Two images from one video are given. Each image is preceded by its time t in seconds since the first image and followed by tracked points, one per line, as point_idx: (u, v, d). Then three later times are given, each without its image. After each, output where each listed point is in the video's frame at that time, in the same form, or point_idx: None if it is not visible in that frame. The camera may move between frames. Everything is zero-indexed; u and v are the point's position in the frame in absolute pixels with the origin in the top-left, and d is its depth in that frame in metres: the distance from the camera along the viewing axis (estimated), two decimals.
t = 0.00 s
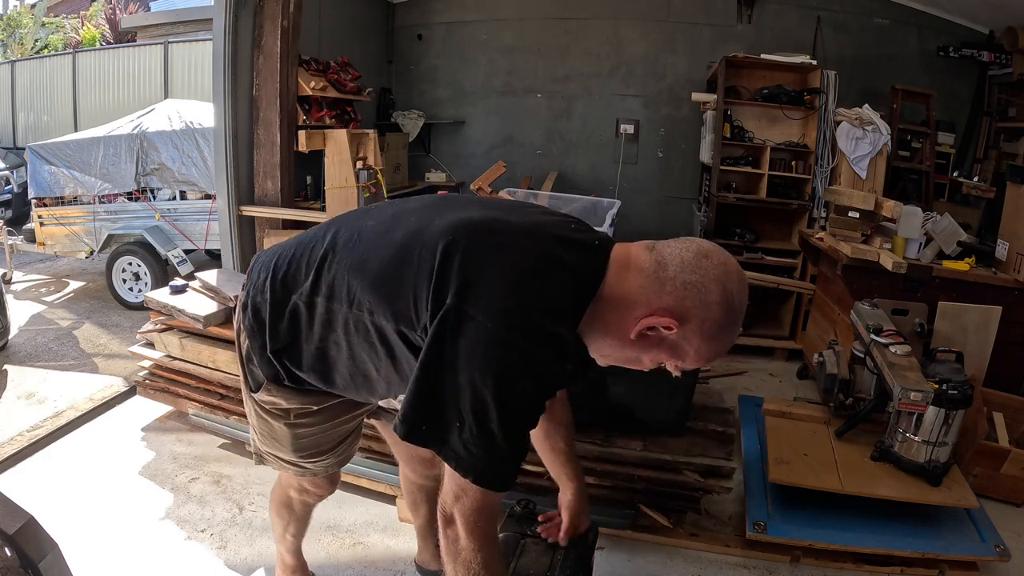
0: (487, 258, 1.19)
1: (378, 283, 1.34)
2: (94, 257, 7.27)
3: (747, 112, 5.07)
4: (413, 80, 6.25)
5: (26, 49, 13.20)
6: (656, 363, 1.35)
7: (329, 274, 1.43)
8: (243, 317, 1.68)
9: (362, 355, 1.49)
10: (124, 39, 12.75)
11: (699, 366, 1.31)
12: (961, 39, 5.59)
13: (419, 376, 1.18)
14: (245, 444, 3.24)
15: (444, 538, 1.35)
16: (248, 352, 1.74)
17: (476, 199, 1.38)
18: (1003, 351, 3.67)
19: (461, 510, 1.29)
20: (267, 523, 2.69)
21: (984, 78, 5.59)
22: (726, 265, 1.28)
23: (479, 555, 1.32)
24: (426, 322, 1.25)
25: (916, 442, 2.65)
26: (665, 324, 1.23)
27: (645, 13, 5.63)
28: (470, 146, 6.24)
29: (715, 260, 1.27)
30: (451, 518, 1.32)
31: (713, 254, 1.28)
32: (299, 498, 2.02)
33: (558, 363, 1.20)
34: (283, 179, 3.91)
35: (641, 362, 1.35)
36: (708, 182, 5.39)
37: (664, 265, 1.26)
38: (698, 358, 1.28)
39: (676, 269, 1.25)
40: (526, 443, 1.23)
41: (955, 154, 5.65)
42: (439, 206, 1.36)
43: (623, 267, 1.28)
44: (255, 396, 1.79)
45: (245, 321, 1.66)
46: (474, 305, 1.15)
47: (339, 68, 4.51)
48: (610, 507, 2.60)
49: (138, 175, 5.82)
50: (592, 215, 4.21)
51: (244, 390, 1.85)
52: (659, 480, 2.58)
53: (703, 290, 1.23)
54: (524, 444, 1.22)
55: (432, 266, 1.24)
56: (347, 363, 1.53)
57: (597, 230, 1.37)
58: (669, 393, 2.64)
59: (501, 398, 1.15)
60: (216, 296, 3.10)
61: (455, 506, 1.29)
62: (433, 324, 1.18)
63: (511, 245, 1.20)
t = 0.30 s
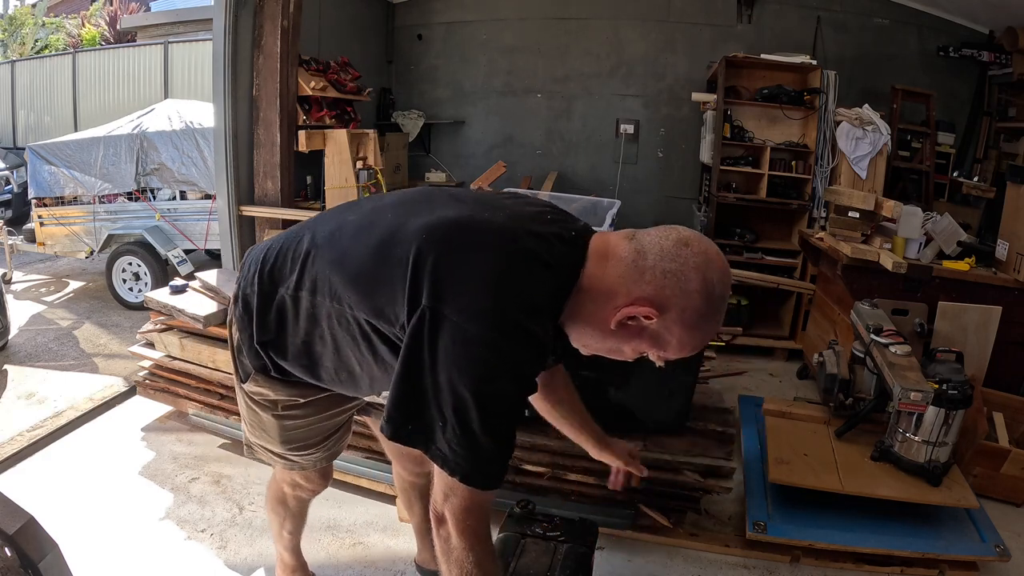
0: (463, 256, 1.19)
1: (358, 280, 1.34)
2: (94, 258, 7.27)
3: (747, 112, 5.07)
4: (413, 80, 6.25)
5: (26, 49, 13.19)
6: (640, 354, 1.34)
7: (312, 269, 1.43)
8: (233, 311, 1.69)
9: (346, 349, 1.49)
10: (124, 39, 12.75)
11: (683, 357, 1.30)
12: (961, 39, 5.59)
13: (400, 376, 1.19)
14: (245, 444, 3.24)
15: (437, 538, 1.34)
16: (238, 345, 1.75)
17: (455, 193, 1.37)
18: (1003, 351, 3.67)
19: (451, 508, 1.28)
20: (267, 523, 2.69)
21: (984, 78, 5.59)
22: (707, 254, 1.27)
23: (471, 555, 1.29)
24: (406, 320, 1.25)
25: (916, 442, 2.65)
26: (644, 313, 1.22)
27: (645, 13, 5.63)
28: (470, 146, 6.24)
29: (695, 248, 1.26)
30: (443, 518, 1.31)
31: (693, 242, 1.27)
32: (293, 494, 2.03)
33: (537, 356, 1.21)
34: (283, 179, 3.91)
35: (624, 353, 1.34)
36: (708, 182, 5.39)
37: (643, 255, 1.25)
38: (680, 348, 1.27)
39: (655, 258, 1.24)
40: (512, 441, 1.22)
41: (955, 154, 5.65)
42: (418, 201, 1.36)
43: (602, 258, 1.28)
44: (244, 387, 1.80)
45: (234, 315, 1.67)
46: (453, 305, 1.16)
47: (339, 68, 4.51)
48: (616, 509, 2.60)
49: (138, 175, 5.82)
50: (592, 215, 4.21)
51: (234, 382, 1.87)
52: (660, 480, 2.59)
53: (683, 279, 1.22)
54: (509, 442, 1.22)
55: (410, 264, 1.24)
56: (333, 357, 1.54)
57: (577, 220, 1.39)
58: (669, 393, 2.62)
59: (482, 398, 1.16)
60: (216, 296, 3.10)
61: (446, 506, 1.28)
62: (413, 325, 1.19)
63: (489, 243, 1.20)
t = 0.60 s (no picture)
0: (443, 255, 1.19)
1: (344, 280, 1.35)
2: (94, 257, 7.27)
3: (747, 112, 5.07)
4: (413, 80, 6.25)
5: (26, 49, 13.19)
6: (623, 343, 1.34)
7: (301, 269, 1.44)
8: (231, 311, 1.71)
9: (340, 347, 1.50)
10: (124, 39, 12.75)
11: (666, 347, 1.30)
12: (961, 39, 5.59)
13: (388, 377, 1.20)
14: (245, 444, 3.24)
15: (433, 538, 1.32)
16: (237, 342, 1.77)
17: (438, 191, 1.36)
18: (1003, 351, 3.67)
19: (445, 508, 1.25)
20: (268, 523, 2.69)
21: (984, 78, 5.59)
22: (690, 243, 1.27)
23: (468, 554, 1.27)
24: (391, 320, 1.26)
25: (916, 442, 2.65)
26: (626, 303, 1.22)
27: (645, 13, 5.62)
28: (470, 146, 6.24)
29: (678, 238, 1.26)
30: (438, 518, 1.29)
31: (676, 232, 1.27)
32: (300, 495, 2.02)
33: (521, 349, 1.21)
34: (283, 179, 3.90)
35: (608, 343, 1.34)
36: (708, 182, 5.39)
37: (625, 245, 1.25)
38: (664, 338, 1.27)
39: (637, 247, 1.24)
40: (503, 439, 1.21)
41: (955, 154, 5.65)
42: (401, 200, 1.36)
43: (585, 248, 1.28)
44: (245, 385, 1.81)
45: (233, 314, 1.69)
46: (435, 305, 1.16)
47: (339, 68, 4.51)
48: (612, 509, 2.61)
49: (138, 175, 5.82)
50: (591, 215, 4.21)
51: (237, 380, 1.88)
52: (660, 480, 2.59)
53: (665, 269, 1.22)
54: (499, 439, 1.21)
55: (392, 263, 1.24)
56: (328, 354, 1.55)
57: (560, 210, 1.39)
58: (669, 394, 2.59)
59: (468, 397, 1.16)
60: (216, 296, 3.10)
61: (439, 505, 1.26)
62: (397, 325, 1.20)
63: (468, 241, 1.20)
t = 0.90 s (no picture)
0: (429, 253, 1.19)
1: (330, 277, 1.34)
2: (94, 257, 7.27)
3: (747, 112, 5.07)
4: (413, 80, 6.26)
5: (26, 49, 13.19)
6: (601, 346, 1.35)
7: (287, 266, 1.44)
8: (219, 309, 1.71)
9: (326, 345, 1.49)
10: (124, 39, 12.75)
11: (644, 350, 1.31)
12: (961, 39, 5.59)
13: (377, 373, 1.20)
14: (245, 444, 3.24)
15: (427, 537, 1.31)
16: (225, 340, 1.77)
17: (424, 190, 1.36)
18: (1003, 351, 3.67)
19: (437, 507, 1.25)
20: (268, 523, 2.69)
21: (984, 78, 5.59)
22: (669, 248, 1.27)
23: (462, 552, 1.27)
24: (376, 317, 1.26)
25: (916, 442, 2.65)
26: (605, 306, 1.23)
27: (645, 13, 5.62)
28: (470, 146, 6.24)
29: (657, 243, 1.26)
30: (431, 517, 1.29)
31: (655, 237, 1.27)
32: (297, 496, 2.03)
33: (507, 346, 1.20)
34: (283, 179, 3.90)
35: (586, 345, 1.35)
36: (708, 182, 5.39)
37: (604, 249, 1.26)
38: (641, 341, 1.28)
39: (617, 251, 1.24)
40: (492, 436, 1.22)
41: (955, 154, 5.65)
42: (388, 199, 1.36)
43: (564, 251, 1.28)
44: (232, 382, 1.81)
45: (221, 313, 1.69)
46: (422, 303, 1.16)
47: (339, 68, 4.51)
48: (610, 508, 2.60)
49: (138, 175, 5.82)
50: (591, 215, 4.22)
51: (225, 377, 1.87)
52: (660, 480, 2.58)
53: (643, 273, 1.23)
54: (488, 435, 1.21)
55: (379, 261, 1.24)
56: (315, 352, 1.54)
57: (542, 213, 1.40)
58: (669, 394, 2.60)
59: (456, 393, 1.16)
60: (216, 296, 3.10)
61: (432, 505, 1.26)
62: (384, 322, 1.20)
63: (453, 239, 1.20)
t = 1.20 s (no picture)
0: (418, 254, 1.20)
1: (321, 278, 1.34)
2: (94, 257, 7.27)
3: (747, 112, 5.07)
4: (413, 80, 6.26)
5: (26, 49, 13.19)
6: (588, 349, 1.35)
7: (277, 267, 1.44)
8: (211, 310, 1.70)
9: (317, 345, 1.49)
10: (124, 39, 12.74)
11: (631, 354, 1.31)
12: (961, 39, 5.59)
13: (369, 374, 1.20)
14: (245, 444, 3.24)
15: (423, 538, 1.31)
16: (217, 340, 1.77)
17: (414, 192, 1.37)
18: (1003, 351, 3.67)
19: (433, 508, 1.25)
20: (268, 523, 2.69)
21: (984, 78, 5.59)
22: (656, 253, 1.26)
23: (457, 553, 1.27)
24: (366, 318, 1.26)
25: (916, 442, 2.65)
26: (592, 311, 1.22)
27: (645, 13, 5.62)
28: (470, 146, 6.24)
29: (644, 248, 1.26)
30: (426, 518, 1.29)
31: (643, 242, 1.27)
32: (296, 496, 2.03)
33: (498, 346, 1.20)
34: (283, 179, 3.90)
35: (574, 348, 1.35)
36: (708, 182, 5.39)
37: (591, 253, 1.25)
38: (628, 345, 1.27)
39: (604, 257, 1.24)
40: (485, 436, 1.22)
41: (955, 154, 5.65)
42: (377, 200, 1.37)
43: (551, 256, 1.28)
44: (225, 383, 1.79)
45: (213, 314, 1.68)
46: (412, 303, 1.17)
47: (339, 68, 4.51)
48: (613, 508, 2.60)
49: (138, 175, 5.83)
50: (591, 215, 4.22)
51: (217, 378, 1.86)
52: (659, 480, 2.58)
53: (630, 278, 1.22)
54: (482, 435, 1.21)
55: (369, 262, 1.25)
56: (306, 353, 1.54)
57: (531, 216, 1.40)
58: (669, 394, 2.60)
59: (448, 393, 1.16)
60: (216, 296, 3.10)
61: (427, 506, 1.26)
62: (374, 322, 1.20)
63: (442, 240, 1.20)
